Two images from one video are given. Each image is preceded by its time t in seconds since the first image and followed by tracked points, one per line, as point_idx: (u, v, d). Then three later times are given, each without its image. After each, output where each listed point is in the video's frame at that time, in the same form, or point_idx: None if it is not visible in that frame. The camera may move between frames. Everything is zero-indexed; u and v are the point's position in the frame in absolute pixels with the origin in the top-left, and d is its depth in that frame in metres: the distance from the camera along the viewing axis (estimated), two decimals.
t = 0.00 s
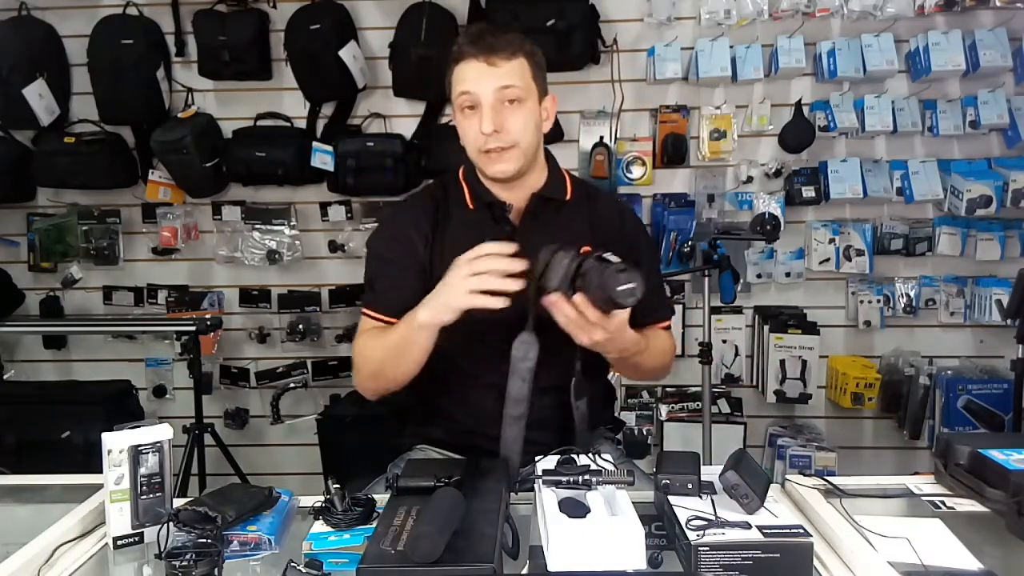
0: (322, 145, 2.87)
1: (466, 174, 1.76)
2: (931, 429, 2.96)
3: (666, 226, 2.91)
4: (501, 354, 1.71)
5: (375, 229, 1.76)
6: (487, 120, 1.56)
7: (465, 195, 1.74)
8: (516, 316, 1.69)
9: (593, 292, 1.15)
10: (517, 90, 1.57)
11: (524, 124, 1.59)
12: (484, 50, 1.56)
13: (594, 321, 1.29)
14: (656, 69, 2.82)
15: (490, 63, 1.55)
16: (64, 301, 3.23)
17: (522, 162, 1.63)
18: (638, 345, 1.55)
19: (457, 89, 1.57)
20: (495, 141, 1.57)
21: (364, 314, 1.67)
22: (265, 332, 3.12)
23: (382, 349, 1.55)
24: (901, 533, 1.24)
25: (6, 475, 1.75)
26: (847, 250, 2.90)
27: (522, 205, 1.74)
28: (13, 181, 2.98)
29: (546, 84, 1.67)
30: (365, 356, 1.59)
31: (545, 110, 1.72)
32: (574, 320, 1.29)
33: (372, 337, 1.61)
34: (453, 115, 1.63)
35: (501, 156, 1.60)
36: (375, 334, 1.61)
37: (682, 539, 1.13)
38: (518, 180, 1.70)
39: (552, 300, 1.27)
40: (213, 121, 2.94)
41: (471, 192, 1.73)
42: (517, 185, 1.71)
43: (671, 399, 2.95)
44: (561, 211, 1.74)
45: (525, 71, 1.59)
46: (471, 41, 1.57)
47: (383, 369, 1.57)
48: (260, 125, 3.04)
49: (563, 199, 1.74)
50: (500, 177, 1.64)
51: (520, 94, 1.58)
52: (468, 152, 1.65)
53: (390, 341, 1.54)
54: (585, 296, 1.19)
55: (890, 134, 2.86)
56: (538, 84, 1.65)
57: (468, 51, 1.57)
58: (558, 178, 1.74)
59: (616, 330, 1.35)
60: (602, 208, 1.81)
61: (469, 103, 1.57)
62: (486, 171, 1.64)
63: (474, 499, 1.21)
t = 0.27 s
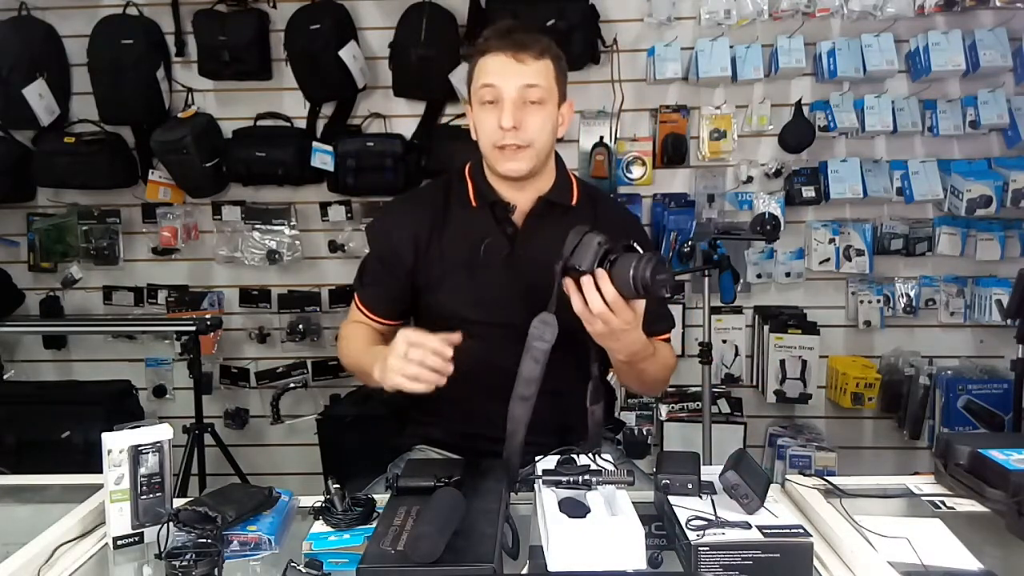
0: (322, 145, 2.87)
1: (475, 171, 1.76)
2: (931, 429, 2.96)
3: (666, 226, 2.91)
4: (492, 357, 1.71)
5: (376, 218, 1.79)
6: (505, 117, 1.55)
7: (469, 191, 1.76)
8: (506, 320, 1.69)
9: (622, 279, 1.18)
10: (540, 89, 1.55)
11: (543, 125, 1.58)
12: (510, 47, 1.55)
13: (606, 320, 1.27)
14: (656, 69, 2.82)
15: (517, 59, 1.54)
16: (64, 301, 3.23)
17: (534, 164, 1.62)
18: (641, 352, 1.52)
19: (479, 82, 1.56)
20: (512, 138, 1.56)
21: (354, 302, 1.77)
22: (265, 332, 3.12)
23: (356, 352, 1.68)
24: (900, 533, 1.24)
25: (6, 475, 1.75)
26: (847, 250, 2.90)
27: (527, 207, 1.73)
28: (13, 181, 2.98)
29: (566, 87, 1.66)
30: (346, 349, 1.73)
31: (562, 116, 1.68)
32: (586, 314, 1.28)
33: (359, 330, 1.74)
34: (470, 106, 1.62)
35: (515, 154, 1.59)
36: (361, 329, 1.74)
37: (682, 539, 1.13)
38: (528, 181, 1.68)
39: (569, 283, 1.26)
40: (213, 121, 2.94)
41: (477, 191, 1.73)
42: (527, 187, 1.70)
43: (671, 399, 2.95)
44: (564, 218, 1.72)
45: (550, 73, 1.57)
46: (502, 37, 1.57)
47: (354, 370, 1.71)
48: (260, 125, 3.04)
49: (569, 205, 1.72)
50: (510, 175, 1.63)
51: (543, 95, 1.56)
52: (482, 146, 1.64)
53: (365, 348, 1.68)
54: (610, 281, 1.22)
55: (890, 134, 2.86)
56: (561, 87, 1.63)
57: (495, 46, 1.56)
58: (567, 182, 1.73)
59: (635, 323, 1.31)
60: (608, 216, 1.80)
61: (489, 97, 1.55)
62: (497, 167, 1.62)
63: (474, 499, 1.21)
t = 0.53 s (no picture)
0: (322, 145, 2.87)
1: (475, 172, 1.76)
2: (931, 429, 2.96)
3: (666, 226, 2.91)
4: (497, 359, 1.71)
5: (376, 222, 1.77)
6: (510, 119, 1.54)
7: (470, 195, 1.74)
8: (510, 322, 1.70)
9: (627, 301, 1.20)
10: (545, 91, 1.55)
11: (547, 126, 1.57)
12: (515, 47, 1.54)
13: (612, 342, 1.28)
14: (656, 69, 2.82)
15: (522, 60, 1.53)
16: (64, 301, 3.23)
17: (538, 166, 1.62)
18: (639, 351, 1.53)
19: (483, 82, 1.55)
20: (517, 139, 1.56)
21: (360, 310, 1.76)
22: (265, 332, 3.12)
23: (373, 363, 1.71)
24: (900, 533, 1.24)
25: (6, 475, 1.75)
26: (847, 250, 2.90)
27: (529, 209, 1.72)
28: (13, 181, 2.98)
29: (570, 88, 1.65)
30: (360, 360, 1.74)
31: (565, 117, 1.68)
32: (593, 335, 1.29)
33: (370, 340, 1.75)
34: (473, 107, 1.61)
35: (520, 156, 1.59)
36: (372, 340, 1.75)
37: (682, 539, 1.13)
38: (531, 182, 1.68)
39: (574, 305, 1.29)
40: (213, 121, 2.94)
41: (478, 193, 1.72)
42: (529, 189, 1.70)
43: (671, 399, 2.95)
44: (567, 219, 1.72)
45: (554, 74, 1.57)
46: (506, 37, 1.56)
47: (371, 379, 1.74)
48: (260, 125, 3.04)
49: (571, 206, 1.72)
50: (514, 178, 1.63)
51: (548, 96, 1.56)
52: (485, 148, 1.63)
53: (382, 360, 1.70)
54: (615, 304, 1.23)
55: (890, 134, 2.86)
56: (565, 88, 1.63)
57: (499, 46, 1.55)
58: (569, 183, 1.73)
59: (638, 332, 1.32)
60: (610, 216, 1.80)
61: (494, 98, 1.55)
62: (500, 169, 1.63)
63: (474, 499, 1.21)
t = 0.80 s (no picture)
0: (322, 145, 2.87)
1: (478, 173, 1.75)
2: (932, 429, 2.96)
3: (666, 226, 2.91)
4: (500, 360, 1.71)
5: (378, 223, 1.76)
6: (516, 117, 1.54)
7: (472, 196, 1.74)
8: (514, 324, 1.70)
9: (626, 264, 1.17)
10: (552, 91, 1.55)
11: (553, 127, 1.57)
12: (524, 47, 1.54)
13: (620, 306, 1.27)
14: (656, 69, 2.82)
15: (529, 59, 1.53)
16: (64, 301, 3.23)
17: (542, 167, 1.62)
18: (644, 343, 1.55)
19: (490, 81, 1.55)
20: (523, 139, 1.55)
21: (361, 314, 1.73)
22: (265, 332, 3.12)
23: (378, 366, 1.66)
24: (899, 533, 1.24)
25: (6, 475, 1.75)
26: (847, 250, 2.90)
27: (532, 210, 1.72)
28: (13, 181, 2.98)
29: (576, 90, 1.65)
30: (363, 364, 1.70)
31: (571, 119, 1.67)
32: (600, 305, 1.28)
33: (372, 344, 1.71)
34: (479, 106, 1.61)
35: (524, 155, 1.59)
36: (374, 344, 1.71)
37: (682, 539, 1.13)
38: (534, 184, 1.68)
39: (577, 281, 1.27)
40: (213, 121, 2.94)
41: (481, 195, 1.72)
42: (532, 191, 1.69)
43: (671, 399, 2.95)
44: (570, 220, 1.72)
45: (561, 75, 1.57)
46: (515, 37, 1.56)
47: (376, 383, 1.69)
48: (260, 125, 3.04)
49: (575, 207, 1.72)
50: (517, 180, 1.63)
51: (554, 97, 1.56)
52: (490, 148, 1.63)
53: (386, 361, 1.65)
54: (615, 268, 1.21)
55: (890, 134, 2.86)
56: (571, 90, 1.63)
57: (506, 46, 1.55)
58: (573, 184, 1.73)
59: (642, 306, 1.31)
60: (613, 217, 1.80)
61: (500, 96, 1.55)
62: (504, 170, 1.62)
63: (474, 499, 1.21)
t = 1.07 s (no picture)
0: (322, 145, 2.87)
1: (477, 176, 1.75)
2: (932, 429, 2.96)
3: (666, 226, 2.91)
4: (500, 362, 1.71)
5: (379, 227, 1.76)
6: (516, 121, 1.54)
7: (472, 198, 1.73)
8: (515, 326, 1.70)
9: (614, 317, 1.19)
10: (552, 94, 1.55)
11: (553, 130, 1.57)
12: (524, 48, 1.54)
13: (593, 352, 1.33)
14: (656, 69, 2.82)
15: (529, 61, 1.53)
16: (64, 301, 3.23)
17: (541, 170, 1.62)
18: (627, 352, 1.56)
19: (490, 83, 1.56)
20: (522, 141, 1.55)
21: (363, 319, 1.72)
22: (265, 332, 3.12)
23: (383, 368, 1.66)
24: (899, 533, 1.24)
25: (6, 475, 1.75)
26: (847, 250, 2.90)
27: (531, 212, 1.71)
28: (13, 181, 2.98)
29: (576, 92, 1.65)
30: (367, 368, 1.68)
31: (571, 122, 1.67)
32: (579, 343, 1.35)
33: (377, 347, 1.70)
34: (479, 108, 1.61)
35: (523, 160, 1.59)
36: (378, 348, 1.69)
37: (682, 539, 1.13)
38: (534, 186, 1.68)
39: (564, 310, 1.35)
40: (213, 121, 2.94)
41: (480, 197, 1.72)
42: (531, 194, 1.69)
43: (671, 399, 2.95)
44: (569, 220, 1.72)
45: (561, 78, 1.57)
46: (516, 38, 1.56)
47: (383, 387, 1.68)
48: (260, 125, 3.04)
49: (574, 208, 1.72)
50: (516, 182, 1.63)
51: (554, 100, 1.56)
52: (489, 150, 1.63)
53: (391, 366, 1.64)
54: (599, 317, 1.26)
55: (890, 134, 2.86)
56: (571, 93, 1.63)
57: (506, 47, 1.55)
58: (572, 186, 1.73)
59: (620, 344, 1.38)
60: (613, 219, 1.80)
61: (501, 99, 1.56)
62: (503, 173, 1.62)
63: (474, 499, 1.22)
